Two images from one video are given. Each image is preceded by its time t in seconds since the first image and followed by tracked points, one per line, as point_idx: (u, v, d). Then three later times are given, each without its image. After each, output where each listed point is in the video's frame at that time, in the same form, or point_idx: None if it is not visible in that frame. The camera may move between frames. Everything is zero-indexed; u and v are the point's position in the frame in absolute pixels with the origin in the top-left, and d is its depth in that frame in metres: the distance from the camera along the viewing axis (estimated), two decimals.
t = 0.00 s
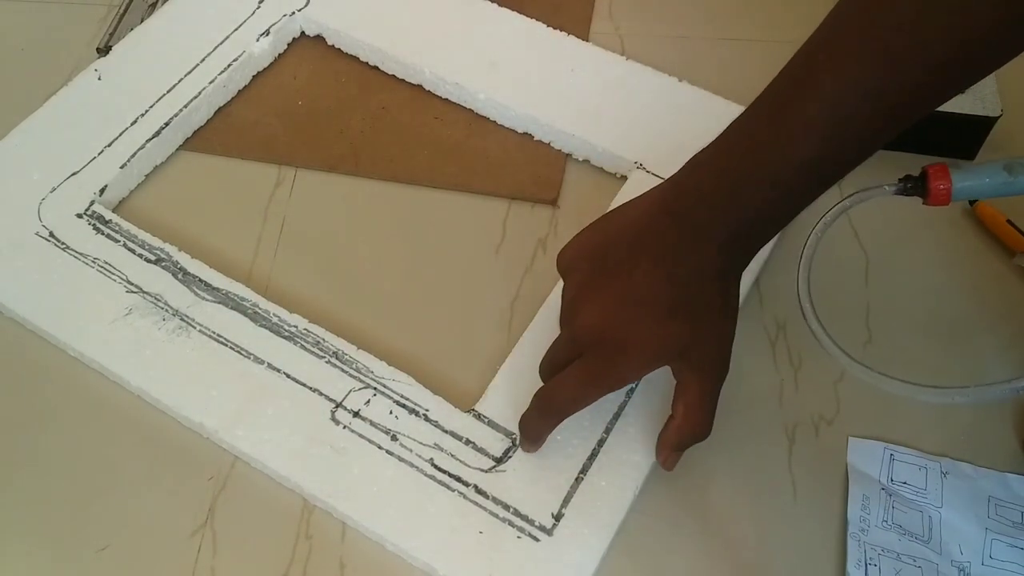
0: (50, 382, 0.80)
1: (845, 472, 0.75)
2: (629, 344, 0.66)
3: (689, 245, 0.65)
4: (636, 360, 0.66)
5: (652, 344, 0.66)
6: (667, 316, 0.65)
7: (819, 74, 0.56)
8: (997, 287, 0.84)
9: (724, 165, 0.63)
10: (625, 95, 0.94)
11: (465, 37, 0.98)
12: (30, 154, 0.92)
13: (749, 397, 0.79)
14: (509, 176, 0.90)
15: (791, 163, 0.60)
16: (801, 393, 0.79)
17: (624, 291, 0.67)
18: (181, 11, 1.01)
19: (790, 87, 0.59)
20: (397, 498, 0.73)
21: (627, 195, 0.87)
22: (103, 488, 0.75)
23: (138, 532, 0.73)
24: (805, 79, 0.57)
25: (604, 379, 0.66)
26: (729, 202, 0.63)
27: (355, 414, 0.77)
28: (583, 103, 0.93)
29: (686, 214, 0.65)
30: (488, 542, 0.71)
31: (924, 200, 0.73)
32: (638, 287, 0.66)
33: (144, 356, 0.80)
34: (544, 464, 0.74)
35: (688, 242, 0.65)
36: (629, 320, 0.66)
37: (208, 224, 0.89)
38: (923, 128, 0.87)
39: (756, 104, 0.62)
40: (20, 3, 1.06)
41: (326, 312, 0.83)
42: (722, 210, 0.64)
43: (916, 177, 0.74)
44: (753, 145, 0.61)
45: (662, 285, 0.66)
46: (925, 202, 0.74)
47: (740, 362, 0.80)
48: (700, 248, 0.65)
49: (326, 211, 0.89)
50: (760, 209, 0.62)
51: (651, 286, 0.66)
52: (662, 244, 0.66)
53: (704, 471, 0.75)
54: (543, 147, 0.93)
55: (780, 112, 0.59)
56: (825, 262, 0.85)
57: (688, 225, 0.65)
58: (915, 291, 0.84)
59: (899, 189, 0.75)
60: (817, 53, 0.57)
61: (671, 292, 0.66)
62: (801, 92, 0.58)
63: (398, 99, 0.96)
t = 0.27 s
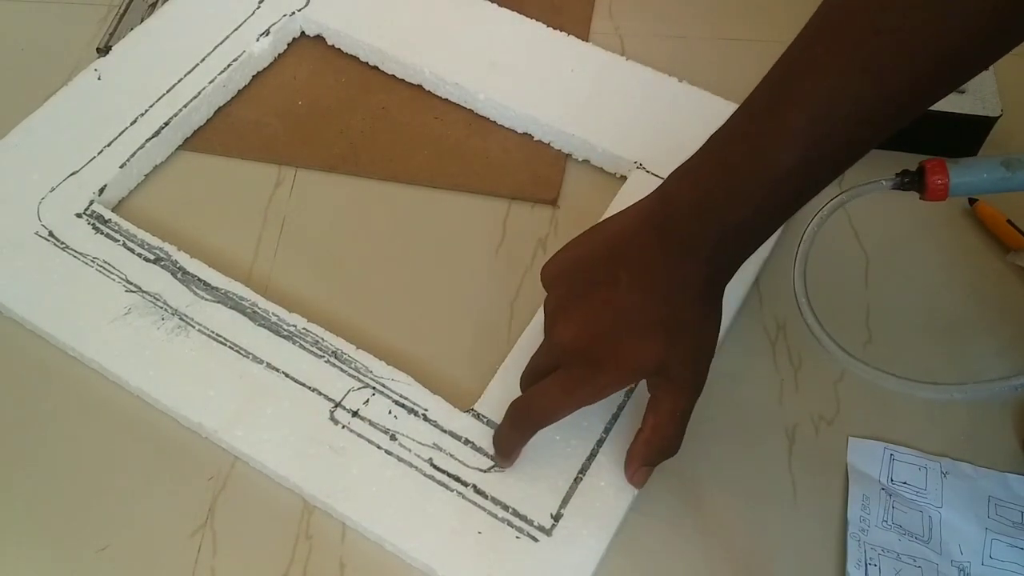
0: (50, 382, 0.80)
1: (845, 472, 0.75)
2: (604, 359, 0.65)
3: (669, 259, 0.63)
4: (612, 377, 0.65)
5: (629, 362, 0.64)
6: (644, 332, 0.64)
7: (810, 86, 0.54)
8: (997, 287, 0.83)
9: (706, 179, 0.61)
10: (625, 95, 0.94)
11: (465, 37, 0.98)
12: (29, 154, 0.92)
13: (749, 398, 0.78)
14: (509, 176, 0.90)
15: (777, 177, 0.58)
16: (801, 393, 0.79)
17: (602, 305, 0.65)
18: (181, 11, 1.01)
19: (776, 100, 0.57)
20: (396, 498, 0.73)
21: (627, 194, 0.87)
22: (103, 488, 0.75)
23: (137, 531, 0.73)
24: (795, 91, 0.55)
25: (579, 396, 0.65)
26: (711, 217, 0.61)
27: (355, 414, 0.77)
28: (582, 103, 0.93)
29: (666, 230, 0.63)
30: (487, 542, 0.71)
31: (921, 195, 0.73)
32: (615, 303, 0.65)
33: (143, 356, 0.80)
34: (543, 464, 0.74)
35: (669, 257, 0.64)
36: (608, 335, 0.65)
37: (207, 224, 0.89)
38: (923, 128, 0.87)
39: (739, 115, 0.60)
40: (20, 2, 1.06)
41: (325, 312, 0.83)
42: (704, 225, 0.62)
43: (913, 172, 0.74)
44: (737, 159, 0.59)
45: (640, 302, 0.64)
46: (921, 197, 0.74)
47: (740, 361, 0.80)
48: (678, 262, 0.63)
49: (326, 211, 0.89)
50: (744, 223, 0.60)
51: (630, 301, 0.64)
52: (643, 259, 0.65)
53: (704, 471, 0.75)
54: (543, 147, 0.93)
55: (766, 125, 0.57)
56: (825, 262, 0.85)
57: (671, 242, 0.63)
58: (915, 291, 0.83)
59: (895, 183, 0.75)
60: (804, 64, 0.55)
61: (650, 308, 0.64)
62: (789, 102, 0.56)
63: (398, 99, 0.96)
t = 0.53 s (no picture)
0: (51, 381, 0.80)
1: (845, 472, 0.75)
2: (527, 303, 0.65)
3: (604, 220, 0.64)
4: (529, 322, 0.65)
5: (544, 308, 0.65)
6: (563, 282, 0.65)
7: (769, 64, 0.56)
8: (997, 286, 0.83)
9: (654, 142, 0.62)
10: (625, 95, 0.94)
11: (465, 37, 0.98)
12: (29, 153, 0.92)
13: (748, 397, 0.78)
14: (509, 176, 0.90)
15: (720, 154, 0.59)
16: (801, 393, 0.79)
17: (534, 253, 0.66)
18: (181, 11, 1.01)
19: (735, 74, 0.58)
20: (396, 497, 0.73)
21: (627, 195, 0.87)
22: (102, 487, 0.75)
23: (137, 531, 0.73)
24: (749, 67, 0.56)
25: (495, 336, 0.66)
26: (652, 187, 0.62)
27: (355, 413, 0.77)
28: (582, 103, 0.93)
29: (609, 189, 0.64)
30: (487, 542, 0.71)
31: (924, 200, 0.74)
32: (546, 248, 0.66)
33: (143, 355, 0.80)
34: (543, 464, 0.74)
35: (603, 218, 0.64)
36: (535, 281, 0.65)
37: (207, 224, 0.89)
38: (923, 129, 0.87)
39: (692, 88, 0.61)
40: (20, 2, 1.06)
41: (325, 312, 0.83)
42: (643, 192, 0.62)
43: (916, 176, 0.74)
44: (685, 125, 0.59)
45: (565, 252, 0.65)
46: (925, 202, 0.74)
47: (739, 361, 0.80)
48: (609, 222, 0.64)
49: (325, 211, 0.89)
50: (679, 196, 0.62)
51: (560, 253, 0.65)
52: (582, 212, 0.65)
53: (704, 471, 0.75)
54: (543, 147, 0.93)
55: (714, 98, 0.58)
56: (824, 261, 0.85)
57: (608, 200, 0.64)
58: (914, 290, 0.83)
59: (900, 188, 0.75)
60: (764, 44, 0.56)
61: (579, 264, 0.64)
62: (745, 79, 0.57)
63: (398, 99, 0.96)
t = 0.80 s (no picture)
0: (51, 381, 0.80)
1: (845, 472, 0.75)
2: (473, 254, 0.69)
3: (554, 187, 0.67)
4: (476, 273, 0.68)
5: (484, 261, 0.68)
6: (513, 232, 0.68)
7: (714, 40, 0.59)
8: (997, 286, 0.83)
9: (601, 117, 0.66)
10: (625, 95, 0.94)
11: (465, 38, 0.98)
12: (29, 153, 0.92)
13: (749, 397, 0.78)
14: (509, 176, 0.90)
15: (667, 123, 0.63)
16: (801, 393, 0.79)
17: (494, 207, 0.70)
18: (181, 11, 1.01)
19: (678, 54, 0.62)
20: (396, 498, 0.73)
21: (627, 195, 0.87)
22: (102, 487, 0.75)
23: (137, 531, 0.73)
24: (715, 33, 0.59)
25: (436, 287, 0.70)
26: (603, 157, 0.66)
27: (355, 413, 0.77)
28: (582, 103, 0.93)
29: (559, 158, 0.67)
30: (487, 542, 0.71)
31: (918, 201, 0.74)
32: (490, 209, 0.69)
33: (143, 355, 0.80)
34: (544, 464, 0.74)
35: (562, 174, 0.67)
36: (484, 229, 0.69)
37: (207, 223, 0.89)
38: (923, 129, 0.87)
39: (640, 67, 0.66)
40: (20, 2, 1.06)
41: (325, 312, 0.83)
42: (594, 164, 0.66)
43: (911, 178, 0.74)
44: (652, 90, 0.63)
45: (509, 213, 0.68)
46: (920, 203, 0.75)
47: (739, 361, 0.80)
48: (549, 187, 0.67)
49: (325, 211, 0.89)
50: (638, 155, 0.65)
51: (510, 213, 0.68)
52: (540, 164, 0.69)
53: (705, 471, 0.75)
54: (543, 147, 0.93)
55: (682, 62, 0.61)
56: (824, 261, 0.85)
57: (556, 168, 0.67)
58: (914, 290, 0.84)
59: (893, 189, 0.76)
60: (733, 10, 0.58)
61: (535, 218, 0.68)
62: (699, 52, 0.60)
63: (398, 99, 0.96)
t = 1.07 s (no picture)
0: (51, 382, 0.80)
1: (845, 472, 0.75)
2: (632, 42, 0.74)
3: (679, 30, 0.71)
4: (623, 89, 0.75)
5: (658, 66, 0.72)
6: (643, 65, 0.73)
7: None
8: (997, 286, 0.83)
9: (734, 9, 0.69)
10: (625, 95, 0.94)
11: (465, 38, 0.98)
12: (30, 153, 0.92)
13: (749, 397, 0.78)
14: (509, 176, 0.90)
15: (789, 51, 0.70)
16: (801, 393, 0.79)
17: (630, 56, 0.73)
18: (181, 11, 1.01)
19: None
20: (396, 497, 0.73)
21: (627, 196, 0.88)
22: (103, 486, 0.75)
23: (138, 531, 0.73)
24: None
25: (619, 74, 0.74)
26: (676, 57, 0.71)
27: (355, 413, 0.77)
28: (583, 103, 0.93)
29: (727, 7, 0.69)
30: (487, 541, 0.71)
31: (920, 182, 0.82)
32: (655, 40, 0.72)
33: (143, 355, 0.80)
34: (543, 464, 0.74)
35: (682, 39, 0.71)
36: (621, 70, 0.74)
37: (207, 223, 0.89)
38: (923, 129, 0.87)
39: None
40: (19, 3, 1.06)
41: (325, 311, 0.83)
42: (737, 14, 0.69)
43: (914, 160, 0.82)
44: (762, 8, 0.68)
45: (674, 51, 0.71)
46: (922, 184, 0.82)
47: (739, 361, 0.80)
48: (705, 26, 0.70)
49: (325, 211, 0.89)
50: (737, 56, 0.70)
51: (637, 49, 0.73)
52: (666, 41, 0.71)
53: (704, 471, 0.75)
54: (543, 147, 0.93)
55: None
56: (824, 260, 0.85)
57: (675, 23, 0.71)
58: (913, 289, 0.83)
59: (895, 170, 0.83)
60: None
61: (664, 44, 0.71)
62: None
63: (398, 99, 0.96)
